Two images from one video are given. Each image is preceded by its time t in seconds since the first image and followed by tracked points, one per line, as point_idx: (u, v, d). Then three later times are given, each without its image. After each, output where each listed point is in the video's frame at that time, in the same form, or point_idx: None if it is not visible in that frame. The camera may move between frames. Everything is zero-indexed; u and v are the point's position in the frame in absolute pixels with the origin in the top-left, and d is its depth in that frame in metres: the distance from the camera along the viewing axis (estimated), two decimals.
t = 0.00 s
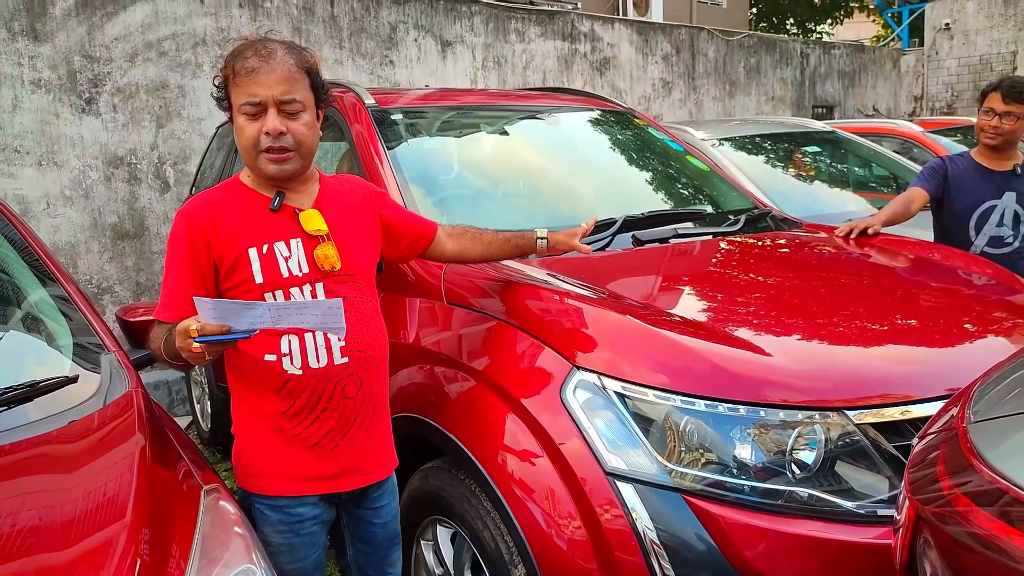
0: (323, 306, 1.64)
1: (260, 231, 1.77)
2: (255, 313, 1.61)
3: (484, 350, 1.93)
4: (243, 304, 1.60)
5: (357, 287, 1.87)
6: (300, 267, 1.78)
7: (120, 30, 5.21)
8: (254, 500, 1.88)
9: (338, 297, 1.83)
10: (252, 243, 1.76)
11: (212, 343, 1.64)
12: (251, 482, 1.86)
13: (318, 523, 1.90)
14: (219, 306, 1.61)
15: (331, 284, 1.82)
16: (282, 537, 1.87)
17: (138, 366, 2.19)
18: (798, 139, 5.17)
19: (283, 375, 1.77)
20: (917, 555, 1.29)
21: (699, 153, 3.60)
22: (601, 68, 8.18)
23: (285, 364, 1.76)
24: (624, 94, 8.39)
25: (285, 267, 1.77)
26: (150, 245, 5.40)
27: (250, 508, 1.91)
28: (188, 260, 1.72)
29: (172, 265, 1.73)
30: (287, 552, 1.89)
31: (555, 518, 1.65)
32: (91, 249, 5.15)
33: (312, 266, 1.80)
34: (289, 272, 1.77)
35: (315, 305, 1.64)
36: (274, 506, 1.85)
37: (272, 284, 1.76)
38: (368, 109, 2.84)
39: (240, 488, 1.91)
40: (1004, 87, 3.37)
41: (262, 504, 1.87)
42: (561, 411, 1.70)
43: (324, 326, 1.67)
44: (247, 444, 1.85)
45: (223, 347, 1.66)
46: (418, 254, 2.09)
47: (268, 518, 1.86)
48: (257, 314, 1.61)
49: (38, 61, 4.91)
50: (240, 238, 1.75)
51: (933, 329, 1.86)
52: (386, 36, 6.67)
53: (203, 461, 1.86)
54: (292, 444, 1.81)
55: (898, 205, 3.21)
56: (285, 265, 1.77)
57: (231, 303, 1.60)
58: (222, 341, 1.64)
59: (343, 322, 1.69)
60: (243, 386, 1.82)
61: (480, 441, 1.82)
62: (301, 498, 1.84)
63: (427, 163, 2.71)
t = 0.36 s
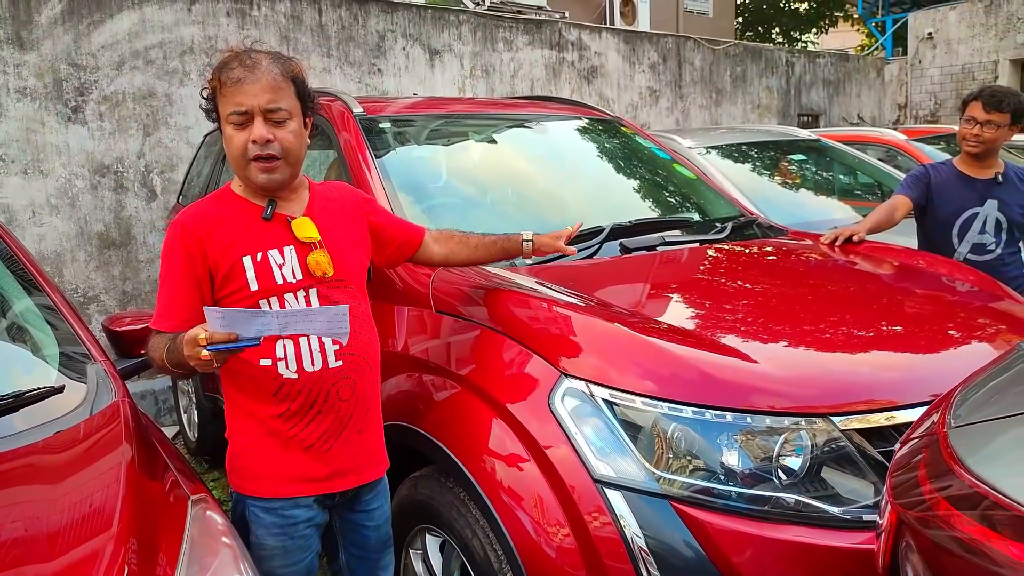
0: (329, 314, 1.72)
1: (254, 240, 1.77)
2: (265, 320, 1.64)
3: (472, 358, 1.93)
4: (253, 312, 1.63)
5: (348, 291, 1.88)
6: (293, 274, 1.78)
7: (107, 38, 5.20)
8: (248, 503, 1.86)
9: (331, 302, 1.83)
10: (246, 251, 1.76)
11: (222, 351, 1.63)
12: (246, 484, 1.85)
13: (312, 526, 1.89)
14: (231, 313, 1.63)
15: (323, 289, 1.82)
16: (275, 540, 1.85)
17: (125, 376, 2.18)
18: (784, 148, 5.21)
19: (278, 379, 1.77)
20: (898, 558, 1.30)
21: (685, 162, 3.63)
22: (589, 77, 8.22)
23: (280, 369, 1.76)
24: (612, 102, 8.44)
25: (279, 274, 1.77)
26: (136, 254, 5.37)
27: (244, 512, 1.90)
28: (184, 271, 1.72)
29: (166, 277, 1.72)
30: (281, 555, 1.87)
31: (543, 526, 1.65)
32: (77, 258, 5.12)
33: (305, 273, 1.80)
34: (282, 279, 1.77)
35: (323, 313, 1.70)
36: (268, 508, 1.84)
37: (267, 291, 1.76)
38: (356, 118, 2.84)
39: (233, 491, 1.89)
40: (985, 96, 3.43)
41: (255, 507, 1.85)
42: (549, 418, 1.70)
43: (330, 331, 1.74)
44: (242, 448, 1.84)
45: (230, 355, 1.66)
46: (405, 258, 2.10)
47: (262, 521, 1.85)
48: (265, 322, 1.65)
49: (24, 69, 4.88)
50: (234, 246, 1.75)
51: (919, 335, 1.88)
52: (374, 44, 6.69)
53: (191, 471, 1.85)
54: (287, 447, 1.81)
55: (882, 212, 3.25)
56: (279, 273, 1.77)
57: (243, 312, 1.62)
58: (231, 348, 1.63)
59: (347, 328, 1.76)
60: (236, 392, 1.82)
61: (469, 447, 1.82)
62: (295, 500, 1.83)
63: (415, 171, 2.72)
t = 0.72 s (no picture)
0: (299, 273, 1.70)
1: (229, 227, 1.80)
2: (237, 280, 1.65)
3: (443, 359, 1.93)
4: (225, 272, 1.65)
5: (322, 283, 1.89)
6: (267, 261, 1.81)
7: (75, 38, 5.12)
8: (225, 495, 1.90)
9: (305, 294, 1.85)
10: (222, 238, 1.79)
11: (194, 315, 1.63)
12: (224, 478, 1.87)
13: (287, 518, 1.91)
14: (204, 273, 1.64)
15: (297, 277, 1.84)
16: (251, 532, 1.88)
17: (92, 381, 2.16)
18: (755, 151, 5.27)
19: (251, 366, 1.80)
20: (856, 553, 1.31)
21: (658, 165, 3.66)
22: (564, 80, 8.26)
23: (253, 355, 1.79)
24: (586, 105, 8.48)
25: (254, 261, 1.80)
26: (105, 257, 5.29)
27: (221, 505, 1.93)
28: (163, 261, 1.75)
29: (145, 265, 1.76)
30: (257, 547, 1.90)
31: (516, 527, 1.66)
32: (44, 260, 5.03)
33: (279, 260, 1.83)
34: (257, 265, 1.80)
35: (292, 272, 1.69)
36: (245, 499, 1.87)
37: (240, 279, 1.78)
38: (328, 120, 2.82)
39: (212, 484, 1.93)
40: (954, 107, 3.38)
41: (232, 499, 1.88)
42: (521, 420, 1.70)
43: (300, 296, 1.72)
44: (220, 442, 1.87)
45: (202, 320, 1.65)
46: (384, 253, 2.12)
47: (239, 513, 1.88)
48: (236, 283, 1.66)
49: None
50: (208, 234, 1.78)
51: (885, 335, 1.92)
52: (348, 46, 6.66)
53: (159, 476, 1.84)
54: (262, 436, 1.84)
55: (848, 215, 3.30)
56: (253, 259, 1.80)
57: (213, 269, 1.64)
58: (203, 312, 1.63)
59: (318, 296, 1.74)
60: (213, 382, 1.85)
61: (441, 446, 1.82)
62: (271, 489, 1.87)
63: (389, 174, 2.72)
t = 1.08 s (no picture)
0: (266, 252, 1.76)
1: (197, 227, 1.82)
2: (206, 257, 1.65)
3: (409, 363, 1.94)
4: (195, 250, 1.65)
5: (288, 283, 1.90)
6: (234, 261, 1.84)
7: (36, 37, 5.03)
8: (188, 490, 1.89)
9: (272, 295, 1.84)
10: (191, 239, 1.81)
11: (166, 291, 1.62)
12: (186, 473, 1.88)
13: (251, 510, 1.91)
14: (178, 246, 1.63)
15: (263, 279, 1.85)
16: (215, 526, 1.87)
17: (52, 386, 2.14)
18: (722, 158, 5.34)
19: (214, 362, 1.81)
20: (805, 552, 1.33)
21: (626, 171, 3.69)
22: (534, 85, 8.30)
23: (216, 351, 1.80)
24: (556, 111, 8.52)
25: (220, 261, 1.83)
26: (66, 261, 5.19)
27: (184, 501, 1.92)
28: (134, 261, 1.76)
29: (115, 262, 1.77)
30: (220, 540, 1.89)
31: (483, 532, 1.66)
32: (3, 264, 4.91)
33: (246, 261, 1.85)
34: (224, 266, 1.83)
35: (260, 251, 1.74)
36: (208, 494, 1.86)
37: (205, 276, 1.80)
38: (297, 123, 2.80)
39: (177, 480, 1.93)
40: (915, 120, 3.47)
41: (195, 494, 1.88)
42: (488, 424, 1.71)
43: (266, 275, 1.77)
44: (184, 437, 1.88)
45: (172, 297, 1.63)
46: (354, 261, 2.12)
47: (201, 507, 1.87)
48: (207, 260, 1.66)
49: None
50: (176, 232, 1.80)
51: (848, 339, 1.96)
52: (317, 49, 6.63)
53: (121, 483, 1.81)
54: (224, 431, 1.84)
55: (811, 222, 3.37)
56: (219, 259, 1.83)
57: (186, 245, 1.64)
58: (176, 288, 1.62)
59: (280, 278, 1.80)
60: (179, 380, 1.86)
61: (406, 448, 1.82)
62: (233, 484, 1.86)
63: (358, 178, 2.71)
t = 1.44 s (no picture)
0: (245, 265, 1.77)
1: (177, 237, 1.84)
2: (186, 272, 1.71)
3: (389, 370, 1.93)
4: (176, 264, 1.70)
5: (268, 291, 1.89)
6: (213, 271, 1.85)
7: (9, 45, 4.97)
8: (174, 492, 1.91)
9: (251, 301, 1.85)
10: (171, 248, 1.84)
11: (148, 307, 1.65)
12: (170, 475, 1.90)
13: (235, 508, 1.92)
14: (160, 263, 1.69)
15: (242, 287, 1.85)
16: (202, 524, 1.89)
17: (28, 398, 2.13)
18: (701, 164, 5.39)
19: (193, 368, 1.83)
20: (778, 551, 1.35)
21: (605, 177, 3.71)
22: (513, 92, 8.32)
23: (194, 358, 1.82)
24: (536, 118, 8.56)
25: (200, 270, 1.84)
26: (42, 270, 5.12)
27: (170, 503, 1.94)
28: (118, 268, 1.80)
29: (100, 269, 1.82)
30: (207, 539, 1.90)
31: (464, 538, 1.66)
32: None
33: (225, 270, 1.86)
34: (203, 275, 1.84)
35: (238, 264, 1.76)
36: (192, 494, 1.88)
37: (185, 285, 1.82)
38: (275, 131, 2.79)
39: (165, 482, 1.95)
40: (882, 123, 3.54)
41: (180, 496, 1.90)
42: (468, 430, 1.71)
43: (245, 287, 1.79)
44: (168, 440, 1.90)
45: (155, 311, 1.66)
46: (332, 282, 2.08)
47: (187, 506, 1.89)
48: (186, 275, 1.71)
49: None
50: (156, 241, 1.83)
51: (825, 341, 1.98)
52: (295, 56, 6.61)
53: (98, 494, 1.79)
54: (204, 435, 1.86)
55: (787, 226, 3.41)
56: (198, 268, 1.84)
57: (166, 262, 1.69)
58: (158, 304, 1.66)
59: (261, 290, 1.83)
60: (162, 387, 1.88)
61: (386, 455, 1.82)
62: (216, 488, 1.88)
63: (338, 185, 2.71)
